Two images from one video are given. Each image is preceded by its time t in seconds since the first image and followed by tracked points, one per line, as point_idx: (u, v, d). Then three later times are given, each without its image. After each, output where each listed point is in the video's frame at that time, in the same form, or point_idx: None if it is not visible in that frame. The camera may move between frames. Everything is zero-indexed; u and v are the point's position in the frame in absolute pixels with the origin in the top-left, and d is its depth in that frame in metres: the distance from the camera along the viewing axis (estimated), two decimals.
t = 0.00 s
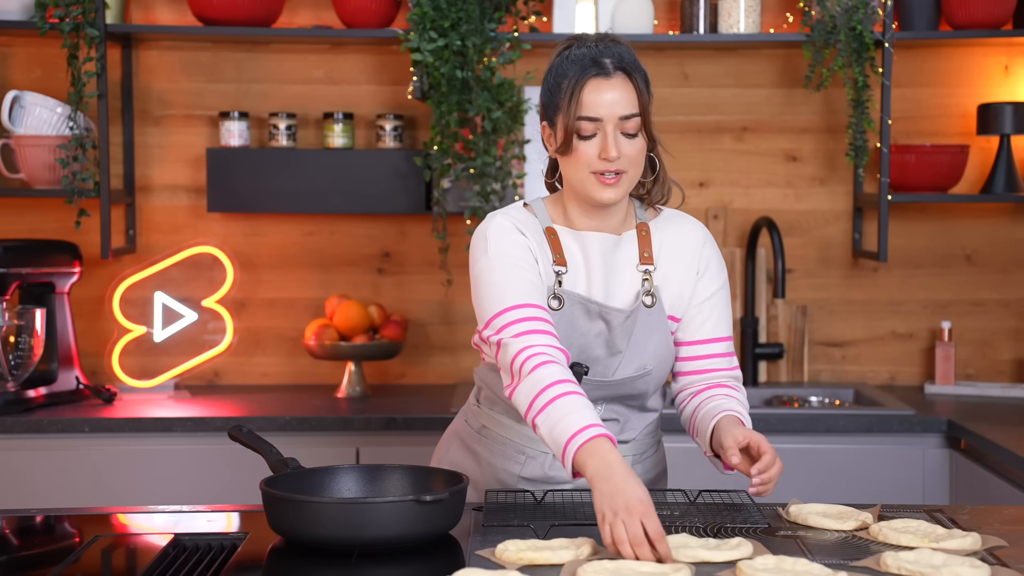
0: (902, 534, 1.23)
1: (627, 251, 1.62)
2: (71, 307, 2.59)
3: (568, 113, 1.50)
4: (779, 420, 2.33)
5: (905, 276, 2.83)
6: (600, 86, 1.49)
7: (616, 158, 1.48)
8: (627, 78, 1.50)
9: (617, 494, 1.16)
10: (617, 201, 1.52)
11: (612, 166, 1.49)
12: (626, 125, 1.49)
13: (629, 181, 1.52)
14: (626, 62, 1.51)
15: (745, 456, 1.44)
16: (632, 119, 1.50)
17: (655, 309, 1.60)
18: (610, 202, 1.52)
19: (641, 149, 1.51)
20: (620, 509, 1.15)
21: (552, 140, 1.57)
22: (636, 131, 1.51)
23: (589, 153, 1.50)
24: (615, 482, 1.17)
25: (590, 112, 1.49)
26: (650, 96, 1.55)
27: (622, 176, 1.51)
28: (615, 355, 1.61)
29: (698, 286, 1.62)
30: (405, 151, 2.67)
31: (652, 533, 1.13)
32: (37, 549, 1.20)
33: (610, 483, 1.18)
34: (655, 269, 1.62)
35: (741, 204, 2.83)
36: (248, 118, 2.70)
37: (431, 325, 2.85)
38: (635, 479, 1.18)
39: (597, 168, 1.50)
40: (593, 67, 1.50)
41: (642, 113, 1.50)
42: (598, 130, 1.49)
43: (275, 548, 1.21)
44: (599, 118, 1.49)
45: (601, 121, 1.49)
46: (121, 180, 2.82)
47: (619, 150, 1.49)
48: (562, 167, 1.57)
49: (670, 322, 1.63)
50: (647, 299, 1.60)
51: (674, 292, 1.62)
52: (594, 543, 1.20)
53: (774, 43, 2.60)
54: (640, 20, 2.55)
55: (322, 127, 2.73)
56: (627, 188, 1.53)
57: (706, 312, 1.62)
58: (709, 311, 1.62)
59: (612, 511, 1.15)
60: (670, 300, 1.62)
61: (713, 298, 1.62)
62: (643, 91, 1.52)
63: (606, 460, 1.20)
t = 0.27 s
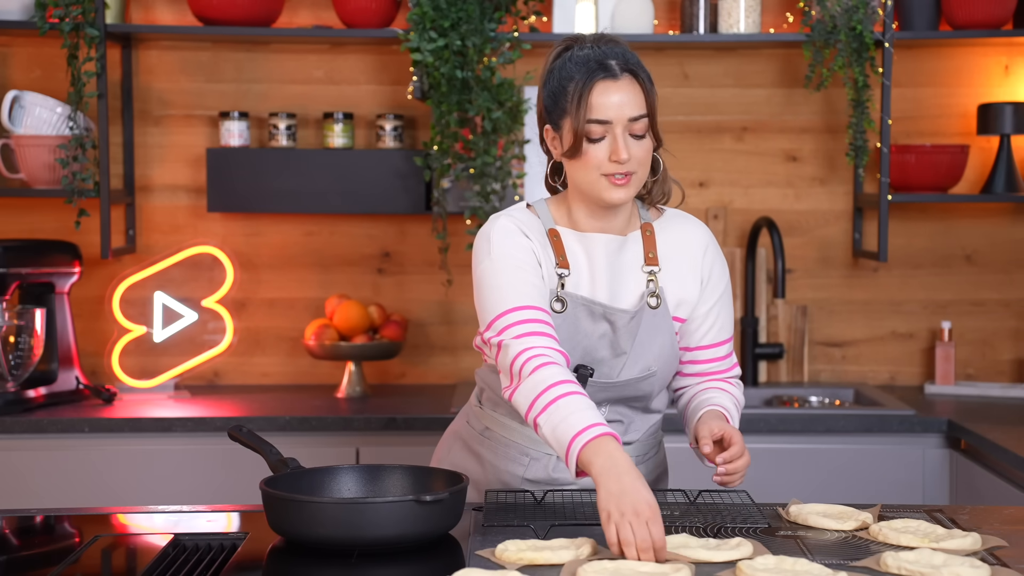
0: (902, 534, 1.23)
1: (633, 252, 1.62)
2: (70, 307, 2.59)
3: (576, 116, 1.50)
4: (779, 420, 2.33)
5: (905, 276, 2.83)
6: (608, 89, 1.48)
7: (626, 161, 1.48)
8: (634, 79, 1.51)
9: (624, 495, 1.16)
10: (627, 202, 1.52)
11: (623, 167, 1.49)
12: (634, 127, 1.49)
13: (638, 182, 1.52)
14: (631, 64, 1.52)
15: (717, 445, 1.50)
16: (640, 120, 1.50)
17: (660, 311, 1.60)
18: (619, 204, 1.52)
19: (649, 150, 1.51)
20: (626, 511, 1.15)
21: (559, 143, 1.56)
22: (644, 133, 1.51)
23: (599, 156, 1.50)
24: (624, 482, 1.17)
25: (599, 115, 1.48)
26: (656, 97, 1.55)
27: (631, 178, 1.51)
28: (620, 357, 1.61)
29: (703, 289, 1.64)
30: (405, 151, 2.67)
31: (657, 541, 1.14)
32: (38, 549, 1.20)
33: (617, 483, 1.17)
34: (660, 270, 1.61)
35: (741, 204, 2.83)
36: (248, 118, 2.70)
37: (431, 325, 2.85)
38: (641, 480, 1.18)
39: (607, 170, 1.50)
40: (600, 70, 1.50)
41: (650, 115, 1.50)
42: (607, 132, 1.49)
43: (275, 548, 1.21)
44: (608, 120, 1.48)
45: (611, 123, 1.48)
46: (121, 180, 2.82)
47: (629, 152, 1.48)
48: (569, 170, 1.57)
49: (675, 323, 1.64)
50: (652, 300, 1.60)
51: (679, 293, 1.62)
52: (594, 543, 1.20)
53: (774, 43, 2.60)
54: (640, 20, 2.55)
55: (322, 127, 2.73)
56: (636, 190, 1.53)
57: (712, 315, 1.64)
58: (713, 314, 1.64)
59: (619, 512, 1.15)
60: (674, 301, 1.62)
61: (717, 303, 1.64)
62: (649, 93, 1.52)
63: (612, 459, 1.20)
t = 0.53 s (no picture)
0: (902, 534, 1.23)
1: (632, 251, 1.62)
2: (70, 307, 2.59)
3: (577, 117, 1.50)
4: (779, 420, 2.33)
5: (905, 276, 2.83)
6: (609, 91, 1.48)
7: (625, 163, 1.48)
8: (635, 81, 1.50)
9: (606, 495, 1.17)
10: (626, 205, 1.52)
11: (621, 170, 1.49)
12: (634, 129, 1.49)
13: (637, 185, 1.51)
14: (633, 65, 1.51)
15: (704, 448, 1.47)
16: (641, 122, 1.49)
17: (659, 309, 1.60)
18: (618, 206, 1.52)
19: (649, 152, 1.51)
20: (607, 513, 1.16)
21: (560, 142, 1.56)
22: (644, 135, 1.51)
23: (598, 158, 1.50)
24: (606, 483, 1.18)
25: (599, 116, 1.48)
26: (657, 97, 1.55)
27: (630, 180, 1.51)
28: (619, 356, 1.61)
29: (703, 289, 1.64)
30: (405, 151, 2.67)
31: (640, 539, 1.14)
32: (38, 549, 1.20)
33: (600, 484, 1.18)
34: (659, 269, 1.62)
35: (741, 204, 2.83)
36: (248, 118, 2.70)
37: (431, 325, 2.85)
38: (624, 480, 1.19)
39: (606, 172, 1.50)
40: (602, 71, 1.50)
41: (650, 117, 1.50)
42: (607, 134, 1.49)
43: (275, 548, 1.21)
44: (608, 122, 1.48)
45: (611, 126, 1.48)
46: (121, 180, 2.82)
47: (629, 154, 1.48)
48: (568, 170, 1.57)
49: (675, 320, 1.63)
50: (651, 299, 1.60)
51: (679, 292, 1.62)
52: (594, 543, 1.20)
53: (774, 43, 2.60)
54: (639, 20, 2.55)
55: (322, 127, 2.73)
56: (635, 192, 1.53)
57: (713, 314, 1.64)
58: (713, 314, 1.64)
59: (601, 515, 1.16)
60: (673, 300, 1.62)
61: (716, 303, 1.64)
62: (651, 94, 1.52)
63: (594, 459, 1.21)
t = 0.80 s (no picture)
0: (902, 534, 1.23)
1: (629, 250, 1.62)
2: (70, 307, 2.59)
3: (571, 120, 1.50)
4: (779, 420, 2.33)
5: (905, 276, 2.83)
6: (603, 93, 1.48)
7: (619, 165, 1.48)
8: (629, 83, 1.50)
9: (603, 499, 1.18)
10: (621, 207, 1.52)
11: (616, 173, 1.49)
12: (629, 131, 1.49)
13: (631, 187, 1.51)
14: (628, 66, 1.51)
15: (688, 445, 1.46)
16: (635, 124, 1.49)
17: (656, 309, 1.60)
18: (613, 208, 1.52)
19: (643, 154, 1.51)
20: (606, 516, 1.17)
21: (554, 143, 1.56)
22: (638, 137, 1.51)
23: (592, 160, 1.50)
24: (601, 486, 1.19)
25: (593, 119, 1.48)
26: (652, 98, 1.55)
27: (625, 183, 1.51)
28: (615, 355, 1.61)
29: (699, 288, 1.64)
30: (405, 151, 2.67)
31: (635, 533, 1.15)
32: (37, 549, 1.20)
33: (595, 487, 1.20)
34: (655, 268, 1.62)
35: (741, 204, 2.83)
36: (248, 118, 2.70)
37: (431, 325, 2.85)
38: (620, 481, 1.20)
39: (600, 175, 1.50)
40: (596, 73, 1.50)
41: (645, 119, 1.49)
42: (601, 136, 1.49)
43: (275, 548, 1.21)
44: (602, 125, 1.48)
45: (604, 128, 1.48)
46: (121, 180, 2.82)
47: (623, 156, 1.48)
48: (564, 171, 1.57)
49: (671, 320, 1.63)
50: (648, 298, 1.60)
51: (675, 291, 1.62)
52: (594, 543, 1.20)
53: (774, 43, 2.60)
54: (640, 20, 2.55)
55: (322, 127, 2.73)
56: (630, 194, 1.53)
57: (710, 313, 1.63)
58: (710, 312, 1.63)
59: (599, 516, 1.17)
60: (669, 299, 1.62)
61: (714, 302, 1.63)
62: (646, 96, 1.52)
63: (588, 466, 1.22)
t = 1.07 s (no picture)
0: (902, 534, 1.23)
1: (628, 250, 1.62)
2: (71, 307, 2.59)
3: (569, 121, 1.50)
4: (778, 420, 2.33)
5: (905, 276, 2.83)
6: (601, 94, 1.48)
7: (617, 166, 1.48)
8: (628, 84, 1.50)
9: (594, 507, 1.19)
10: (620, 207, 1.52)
11: (614, 173, 1.49)
12: (628, 132, 1.49)
13: (630, 187, 1.51)
14: (627, 68, 1.51)
15: (684, 445, 1.46)
16: (634, 125, 1.49)
17: (655, 308, 1.60)
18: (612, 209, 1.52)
19: (643, 155, 1.51)
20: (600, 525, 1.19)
21: (553, 144, 1.56)
22: (637, 138, 1.50)
23: (591, 161, 1.50)
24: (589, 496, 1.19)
25: (592, 120, 1.48)
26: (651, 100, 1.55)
27: (624, 183, 1.50)
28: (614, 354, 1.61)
29: (699, 287, 1.64)
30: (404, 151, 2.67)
31: (622, 548, 1.16)
32: (37, 549, 1.20)
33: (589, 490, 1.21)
34: (655, 268, 1.62)
35: (741, 204, 2.83)
36: (248, 118, 2.70)
37: (431, 325, 2.85)
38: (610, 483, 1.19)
39: (599, 176, 1.49)
40: (595, 74, 1.50)
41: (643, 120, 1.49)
42: (599, 137, 1.49)
43: (275, 548, 1.21)
44: (600, 125, 1.48)
45: (603, 129, 1.48)
46: (121, 180, 2.82)
47: (621, 157, 1.48)
48: (563, 172, 1.57)
49: (670, 319, 1.63)
50: (647, 298, 1.60)
51: (675, 291, 1.62)
52: (594, 543, 1.20)
53: (774, 43, 2.60)
54: (640, 20, 2.55)
55: (322, 127, 2.73)
56: (629, 196, 1.52)
57: (709, 313, 1.63)
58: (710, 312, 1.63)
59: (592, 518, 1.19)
60: (669, 299, 1.62)
61: (713, 302, 1.63)
62: (645, 97, 1.52)
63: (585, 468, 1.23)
